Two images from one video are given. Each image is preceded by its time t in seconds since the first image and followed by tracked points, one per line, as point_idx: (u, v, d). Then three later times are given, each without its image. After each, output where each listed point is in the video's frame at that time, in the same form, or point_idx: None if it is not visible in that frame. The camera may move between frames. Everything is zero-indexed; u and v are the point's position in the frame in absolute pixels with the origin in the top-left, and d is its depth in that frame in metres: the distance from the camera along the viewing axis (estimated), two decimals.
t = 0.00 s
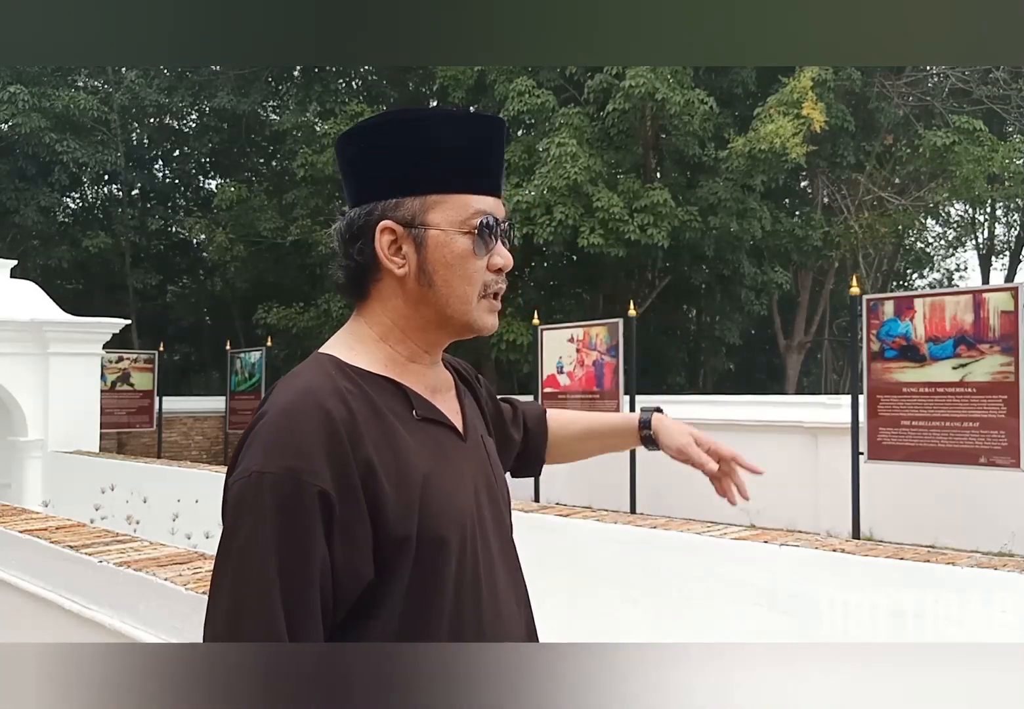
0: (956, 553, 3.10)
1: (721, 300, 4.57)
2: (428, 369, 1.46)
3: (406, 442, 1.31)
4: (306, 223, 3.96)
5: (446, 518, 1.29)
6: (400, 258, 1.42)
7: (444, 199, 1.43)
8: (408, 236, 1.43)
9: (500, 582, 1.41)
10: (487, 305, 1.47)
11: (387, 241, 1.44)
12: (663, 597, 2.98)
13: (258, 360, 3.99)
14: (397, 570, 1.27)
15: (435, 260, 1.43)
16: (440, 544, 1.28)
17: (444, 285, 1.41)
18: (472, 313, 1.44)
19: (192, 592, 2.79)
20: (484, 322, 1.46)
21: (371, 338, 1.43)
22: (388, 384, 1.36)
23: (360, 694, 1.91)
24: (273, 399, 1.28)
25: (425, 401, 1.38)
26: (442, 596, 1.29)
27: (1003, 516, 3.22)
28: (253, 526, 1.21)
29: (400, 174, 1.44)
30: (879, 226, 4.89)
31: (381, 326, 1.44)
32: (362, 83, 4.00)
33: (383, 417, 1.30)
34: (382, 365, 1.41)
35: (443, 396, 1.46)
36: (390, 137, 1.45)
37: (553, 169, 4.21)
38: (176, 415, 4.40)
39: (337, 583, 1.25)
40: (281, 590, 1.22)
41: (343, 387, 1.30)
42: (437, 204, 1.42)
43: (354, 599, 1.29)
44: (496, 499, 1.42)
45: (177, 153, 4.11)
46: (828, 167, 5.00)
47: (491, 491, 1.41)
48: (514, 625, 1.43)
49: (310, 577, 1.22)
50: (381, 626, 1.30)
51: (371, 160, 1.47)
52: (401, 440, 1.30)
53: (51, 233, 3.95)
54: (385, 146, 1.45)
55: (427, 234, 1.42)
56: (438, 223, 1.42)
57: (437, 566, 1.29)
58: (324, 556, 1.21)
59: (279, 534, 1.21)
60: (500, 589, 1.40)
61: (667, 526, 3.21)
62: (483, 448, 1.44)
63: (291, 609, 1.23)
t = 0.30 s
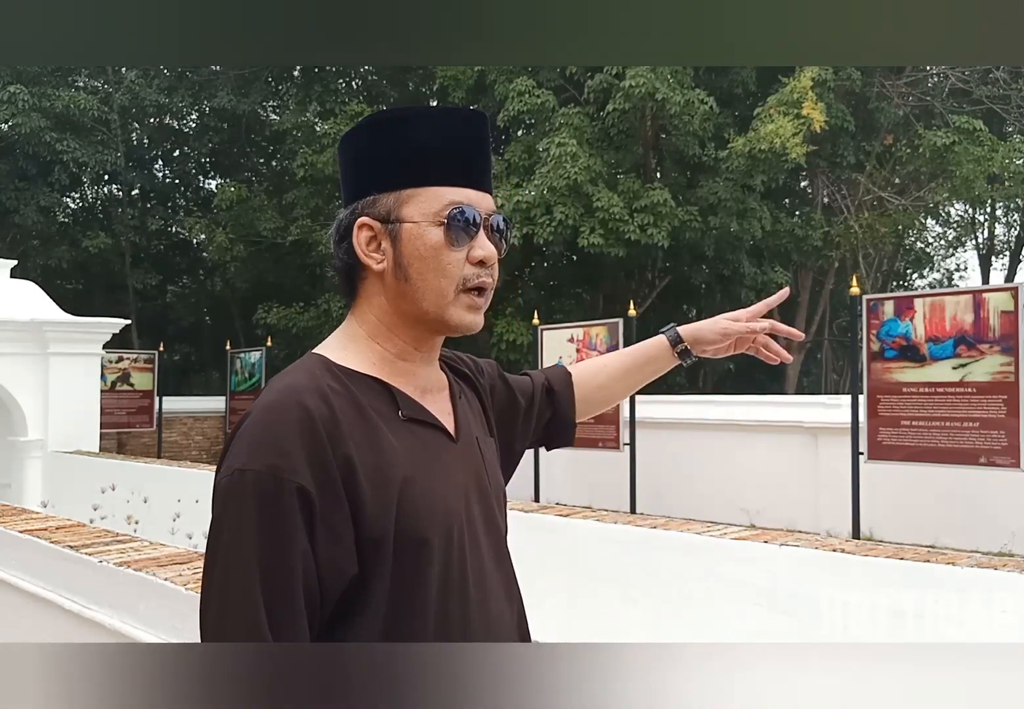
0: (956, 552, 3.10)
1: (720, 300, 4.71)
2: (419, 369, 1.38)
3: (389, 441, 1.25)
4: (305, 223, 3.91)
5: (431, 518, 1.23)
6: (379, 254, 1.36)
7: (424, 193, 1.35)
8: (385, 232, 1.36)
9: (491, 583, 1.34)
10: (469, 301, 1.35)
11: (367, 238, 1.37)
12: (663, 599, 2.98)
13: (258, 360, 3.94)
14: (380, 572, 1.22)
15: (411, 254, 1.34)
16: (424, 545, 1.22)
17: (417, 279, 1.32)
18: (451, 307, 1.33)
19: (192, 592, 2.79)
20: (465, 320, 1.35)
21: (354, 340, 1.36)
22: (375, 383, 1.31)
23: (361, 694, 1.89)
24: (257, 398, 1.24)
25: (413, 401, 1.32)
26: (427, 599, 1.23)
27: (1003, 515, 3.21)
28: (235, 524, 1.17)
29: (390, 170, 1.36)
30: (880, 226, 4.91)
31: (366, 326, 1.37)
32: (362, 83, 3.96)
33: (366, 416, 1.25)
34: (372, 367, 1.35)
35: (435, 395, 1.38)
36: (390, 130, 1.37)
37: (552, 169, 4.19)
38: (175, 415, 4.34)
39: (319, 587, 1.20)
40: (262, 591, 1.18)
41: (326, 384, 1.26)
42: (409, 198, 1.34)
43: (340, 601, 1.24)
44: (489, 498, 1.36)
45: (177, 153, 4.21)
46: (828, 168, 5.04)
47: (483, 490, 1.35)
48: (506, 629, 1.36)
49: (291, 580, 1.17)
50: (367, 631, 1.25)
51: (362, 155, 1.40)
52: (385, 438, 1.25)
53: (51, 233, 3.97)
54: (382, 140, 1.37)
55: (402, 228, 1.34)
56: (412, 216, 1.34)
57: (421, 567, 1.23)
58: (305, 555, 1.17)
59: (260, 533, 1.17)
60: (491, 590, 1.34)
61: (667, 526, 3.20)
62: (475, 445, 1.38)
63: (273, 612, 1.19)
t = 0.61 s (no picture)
0: (956, 552, 3.10)
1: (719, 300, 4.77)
2: (415, 370, 1.37)
3: (379, 439, 1.24)
4: (305, 223, 3.95)
5: (421, 516, 1.22)
6: (374, 255, 1.35)
7: (417, 193, 1.34)
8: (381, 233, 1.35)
9: (488, 584, 1.31)
10: (461, 301, 1.34)
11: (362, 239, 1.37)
12: (662, 599, 2.97)
13: (258, 360, 3.96)
14: (367, 571, 1.20)
15: (406, 256, 1.33)
16: (413, 543, 1.21)
17: (411, 281, 1.31)
18: (443, 307, 1.32)
19: (191, 591, 2.80)
20: (458, 321, 1.33)
21: (348, 341, 1.36)
22: (369, 381, 1.29)
23: (356, 694, 1.90)
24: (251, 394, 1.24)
25: (407, 399, 1.30)
26: (415, 598, 1.22)
27: (1003, 515, 3.22)
28: (224, 519, 1.17)
29: (383, 175, 1.36)
30: (880, 226, 4.89)
31: (362, 327, 1.36)
32: (362, 83, 3.98)
33: (356, 413, 1.24)
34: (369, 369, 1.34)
35: (430, 396, 1.36)
36: (383, 133, 1.35)
37: (553, 169, 4.19)
38: (176, 415, 4.42)
39: (308, 583, 1.20)
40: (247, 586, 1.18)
41: (319, 381, 1.25)
42: (403, 199, 1.33)
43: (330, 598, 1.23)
44: (487, 497, 1.33)
45: (177, 153, 4.16)
46: (828, 168, 5.03)
47: (480, 488, 1.32)
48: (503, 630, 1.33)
49: (277, 575, 1.17)
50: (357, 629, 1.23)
51: (356, 160, 1.39)
52: (376, 436, 1.24)
53: (51, 232, 3.98)
54: (375, 143, 1.36)
55: (396, 229, 1.33)
56: (406, 217, 1.33)
57: (409, 565, 1.21)
58: (292, 551, 1.16)
59: (248, 528, 1.16)
60: (487, 591, 1.31)
61: (667, 526, 3.20)
62: (473, 444, 1.35)
63: (260, 608, 1.18)
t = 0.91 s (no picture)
0: (956, 552, 3.10)
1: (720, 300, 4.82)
2: (414, 369, 1.36)
3: (378, 438, 1.23)
4: (306, 223, 3.95)
5: (418, 515, 1.21)
6: (376, 257, 1.35)
7: (418, 194, 1.33)
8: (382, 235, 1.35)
9: (488, 586, 1.31)
10: (461, 301, 1.33)
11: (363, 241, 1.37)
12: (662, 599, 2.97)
13: (258, 360, 3.95)
14: (363, 570, 1.20)
15: (406, 257, 1.33)
16: (409, 542, 1.20)
17: (410, 283, 1.31)
18: (444, 306, 1.31)
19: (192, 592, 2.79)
20: (459, 321, 1.32)
21: (349, 343, 1.35)
22: (369, 380, 1.29)
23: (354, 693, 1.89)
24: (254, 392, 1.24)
25: (408, 399, 1.30)
26: (411, 597, 1.21)
27: (1003, 515, 3.21)
28: (224, 516, 1.17)
29: (383, 177, 1.35)
30: (880, 226, 4.87)
31: (364, 328, 1.35)
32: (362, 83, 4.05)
33: (355, 412, 1.24)
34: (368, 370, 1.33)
35: (431, 396, 1.36)
36: (385, 134, 1.35)
37: (553, 169, 4.19)
38: (176, 415, 4.36)
39: (306, 581, 1.19)
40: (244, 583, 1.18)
41: (319, 380, 1.25)
42: (401, 201, 1.33)
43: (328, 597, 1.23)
44: (487, 499, 1.32)
45: (177, 153, 4.24)
46: (828, 168, 5.04)
47: (479, 489, 1.31)
48: (504, 632, 1.32)
49: (276, 574, 1.17)
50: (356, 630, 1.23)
51: (356, 164, 1.39)
52: (375, 435, 1.23)
53: (51, 233, 3.99)
54: (377, 145, 1.35)
55: (396, 231, 1.33)
56: (405, 218, 1.33)
57: (405, 564, 1.21)
58: (288, 549, 1.16)
59: (248, 525, 1.17)
60: (485, 594, 1.30)
61: (667, 526, 3.20)
62: (472, 446, 1.34)
63: (259, 606, 1.18)
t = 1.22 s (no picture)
0: (956, 552, 3.10)
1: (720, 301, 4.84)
2: (419, 367, 1.35)
3: (381, 433, 1.23)
4: (306, 223, 3.96)
5: (421, 511, 1.21)
6: (381, 258, 1.34)
7: (421, 195, 1.33)
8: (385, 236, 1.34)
9: (489, 587, 1.29)
10: (468, 299, 1.33)
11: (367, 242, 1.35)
12: (662, 599, 2.96)
13: (258, 360, 3.95)
14: (365, 566, 1.19)
15: (411, 257, 1.32)
16: (411, 538, 1.20)
17: (418, 282, 1.30)
18: (451, 304, 1.31)
19: (192, 592, 2.79)
20: (467, 318, 1.32)
21: (356, 343, 1.34)
22: (372, 377, 1.29)
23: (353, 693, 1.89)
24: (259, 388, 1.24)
25: (410, 396, 1.30)
26: (413, 593, 1.20)
27: (1003, 515, 3.21)
28: (227, 508, 1.16)
29: (382, 178, 1.34)
30: (880, 226, 4.90)
31: (369, 329, 1.35)
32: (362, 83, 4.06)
33: (358, 407, 1.23)
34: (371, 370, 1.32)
35: (434, 394, 1.34)
36: (386, 136, 1.34)
37: (552, 169, 4.18)
38: (175, 415, 4.37)
39: (309, 576, 1.18)
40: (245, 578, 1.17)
41: (322, 376, 1.25)
42: (407, 201, 1.32)
43: (330, 594, 1.22)
44: (489, 498, 1.31)
45: (177, 153, 4.23)
46: (827, 167, 5.05)
47: (480, 488, 1.31)
48: (505, 634, 1.31)
49: (278, 568, 1.16)
50: (357, 627, 1.22)
51: (357, 165, 1.38)
52: (378, 430, 1.23)
53: (51, 233, 3.97)
54: (376, 148, 1.35)
55: (402, 231, 1.32)
56: (410, 219, 1.32)
57: (407, 560, 1.20)
58: (291, 542, 1.16)
59: (252, 517, 1.16)
60: (485, 595, 1.29)
61: (667, 526, 3.21)
62: (475, 445, 1.33)
63: (261, 601, 1.17)
